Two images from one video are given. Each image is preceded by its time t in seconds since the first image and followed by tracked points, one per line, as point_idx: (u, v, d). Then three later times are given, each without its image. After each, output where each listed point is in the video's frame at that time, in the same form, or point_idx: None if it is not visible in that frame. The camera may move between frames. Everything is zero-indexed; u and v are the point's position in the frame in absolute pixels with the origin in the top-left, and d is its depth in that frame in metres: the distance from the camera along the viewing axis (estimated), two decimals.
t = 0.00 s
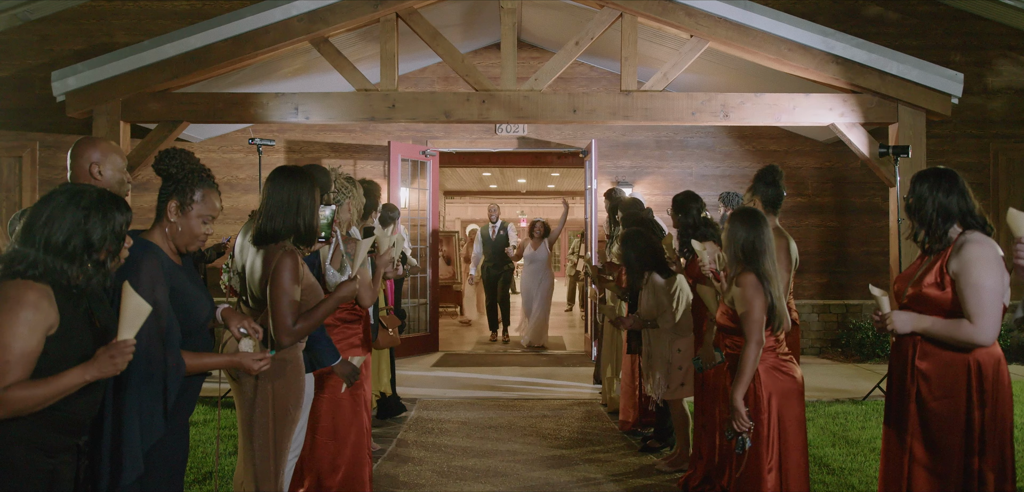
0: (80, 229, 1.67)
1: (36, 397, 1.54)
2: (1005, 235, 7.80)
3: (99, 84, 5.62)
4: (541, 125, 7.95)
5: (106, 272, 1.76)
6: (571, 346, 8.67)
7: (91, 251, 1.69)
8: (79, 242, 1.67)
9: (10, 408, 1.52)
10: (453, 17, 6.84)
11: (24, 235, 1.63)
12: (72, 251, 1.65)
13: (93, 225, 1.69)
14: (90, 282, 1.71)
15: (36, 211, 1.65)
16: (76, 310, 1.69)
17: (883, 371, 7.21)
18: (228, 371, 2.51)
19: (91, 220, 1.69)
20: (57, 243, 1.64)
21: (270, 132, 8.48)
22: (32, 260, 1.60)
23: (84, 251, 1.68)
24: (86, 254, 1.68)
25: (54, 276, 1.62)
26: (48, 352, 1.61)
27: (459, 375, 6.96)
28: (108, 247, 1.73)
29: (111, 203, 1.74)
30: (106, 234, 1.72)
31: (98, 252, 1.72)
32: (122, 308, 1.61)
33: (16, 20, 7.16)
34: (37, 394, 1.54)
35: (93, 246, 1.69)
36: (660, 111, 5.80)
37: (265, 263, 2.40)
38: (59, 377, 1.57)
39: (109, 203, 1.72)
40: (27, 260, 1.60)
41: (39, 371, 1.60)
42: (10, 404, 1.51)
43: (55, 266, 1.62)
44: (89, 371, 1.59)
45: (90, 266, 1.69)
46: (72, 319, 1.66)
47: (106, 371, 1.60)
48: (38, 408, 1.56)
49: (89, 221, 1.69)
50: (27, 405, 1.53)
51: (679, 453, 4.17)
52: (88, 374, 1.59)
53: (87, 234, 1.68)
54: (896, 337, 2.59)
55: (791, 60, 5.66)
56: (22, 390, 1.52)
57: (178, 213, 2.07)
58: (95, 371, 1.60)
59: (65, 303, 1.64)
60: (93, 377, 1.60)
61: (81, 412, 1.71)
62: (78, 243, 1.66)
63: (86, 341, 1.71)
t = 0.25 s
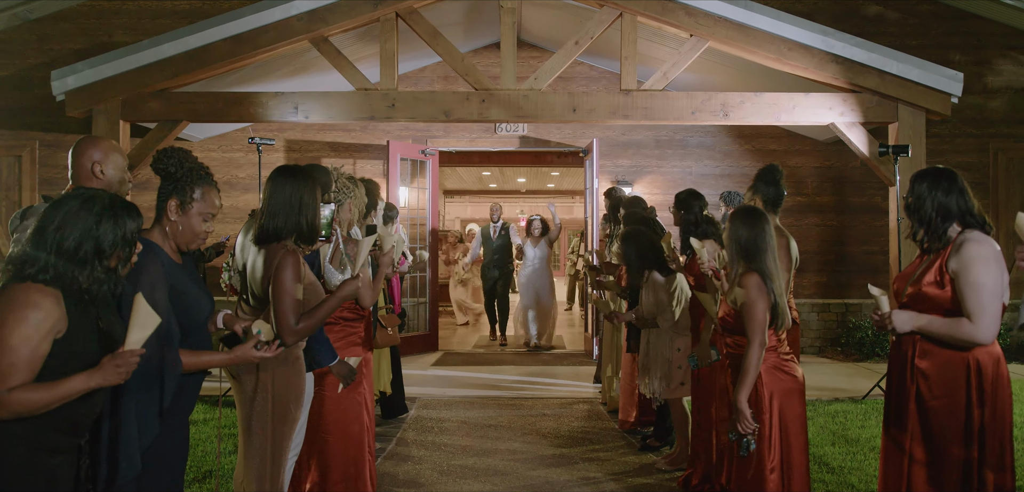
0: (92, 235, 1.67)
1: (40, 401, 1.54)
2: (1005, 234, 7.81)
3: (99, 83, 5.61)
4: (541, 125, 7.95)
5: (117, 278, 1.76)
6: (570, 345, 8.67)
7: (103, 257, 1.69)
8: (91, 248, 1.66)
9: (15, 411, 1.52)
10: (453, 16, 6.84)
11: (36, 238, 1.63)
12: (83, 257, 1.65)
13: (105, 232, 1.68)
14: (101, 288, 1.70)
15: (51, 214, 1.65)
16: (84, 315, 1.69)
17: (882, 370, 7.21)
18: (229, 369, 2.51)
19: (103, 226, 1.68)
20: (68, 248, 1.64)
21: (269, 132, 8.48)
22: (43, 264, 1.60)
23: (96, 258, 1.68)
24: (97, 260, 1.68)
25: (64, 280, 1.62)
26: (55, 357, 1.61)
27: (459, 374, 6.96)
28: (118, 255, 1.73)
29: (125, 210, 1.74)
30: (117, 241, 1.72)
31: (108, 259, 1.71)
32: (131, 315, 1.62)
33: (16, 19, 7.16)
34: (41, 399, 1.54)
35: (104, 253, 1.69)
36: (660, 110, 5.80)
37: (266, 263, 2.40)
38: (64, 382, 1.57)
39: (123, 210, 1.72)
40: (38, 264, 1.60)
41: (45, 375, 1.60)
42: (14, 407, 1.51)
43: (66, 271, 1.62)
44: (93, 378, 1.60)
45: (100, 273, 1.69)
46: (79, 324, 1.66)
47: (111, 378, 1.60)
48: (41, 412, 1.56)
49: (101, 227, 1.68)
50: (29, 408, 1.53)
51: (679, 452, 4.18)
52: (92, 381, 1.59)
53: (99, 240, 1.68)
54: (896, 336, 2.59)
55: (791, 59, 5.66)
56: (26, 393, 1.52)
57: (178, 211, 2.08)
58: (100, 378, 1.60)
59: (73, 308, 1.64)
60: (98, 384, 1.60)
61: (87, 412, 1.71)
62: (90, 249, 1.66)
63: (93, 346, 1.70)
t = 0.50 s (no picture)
0: (94, 231, 1.66)
1: (43, 393, 1.54)
2: (1005, 230, 7.80)
3: (99, 79, 5.61)
4: (541, 121, 7.94)
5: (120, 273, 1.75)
6: (570, 341, 8.68)
7: (104, 253, 1.69)
8: (93, 243, 1.66)
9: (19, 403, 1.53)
10: (453, 12, 6.83)
11: (37, 233, 1.63)
12: (85, 252, 1.65)
13: (106, 226, 1.68)
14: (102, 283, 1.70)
15: (51, 209, 1.65)
16: (86, 310, 1.68)
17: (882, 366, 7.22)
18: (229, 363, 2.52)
19: (103, 221, 1.68)
20: (69, 243, 1.63)
21: (269, 128, 8.47)
22: (45, 258, 1.60)
23: (98, 252, 1.67)
24: (99, 255, 1.68)
25: (66, 274, 1.62)
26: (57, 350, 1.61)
27: (460, 371, 6.96)
28: (121, 250, 1.72)
29: (128, 205, 1.73)
30: (120, 236, 1.71)
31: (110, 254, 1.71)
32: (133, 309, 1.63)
33: (15, 15, 7.15)
34: (44, 391, 1.55)
35: (106, 248, 1.68)
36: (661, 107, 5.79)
37: (268, 259, 2.40)
38: (66, 375, 1.58)
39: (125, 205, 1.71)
40: (40, 259, 1.60)
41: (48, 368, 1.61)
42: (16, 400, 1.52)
43: (68, 266, 1.62)
44: (95, 371, 1.60)
45: (102, 268, 1.69)
46: (82, 317, 1.67)
47: (113, 371, 1.61)
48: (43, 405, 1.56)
49: (103, 222, 1.68)
50: (31, 401, 1.54)
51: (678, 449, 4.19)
52: (94, 374, 1.60)
53: (100, 235, 1.67)
54: (895, 331, 2.59)
55: (791, 55, 5.65)
56: (29, 385, 1.53)
57: (180, 207, 2.09)
58: (102, 371, 1.60)
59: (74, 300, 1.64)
60: (100, 377, 1.60)
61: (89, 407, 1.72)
62: (92, 245, 1.66)
63: (95, 340, 1.70)
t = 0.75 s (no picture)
0: (80, 220, 1.68)
1: (40, 389, 1.54)
2: (1004, 230, 7.81)
3: (98, 81, 5.61)
4: (540, 121, 7.94)
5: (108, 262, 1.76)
6: (569, 342, 8.68)
7: (92, 241, 1.70)
8: (80, 233, 1.67)
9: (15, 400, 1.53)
10: (452, 13, 6.83)
11: (22, 233, 1.63)
12: (73, 243, 1.66)
13: (90, 215, 1.69)
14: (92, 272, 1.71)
15: (34, 206, 1.66)
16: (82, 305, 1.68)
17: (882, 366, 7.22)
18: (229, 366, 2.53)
19: (87, 210, 1.69)
20: (57, 236, 1.64)
21: (268, 129, 8.47)
22: (33, 254, 1.60)
23: (85, 242, 1.68)
24: (87, 244, 1.69)
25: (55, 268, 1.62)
26: (52, 346, 1.61)
27: (460, 372, 6.96)
28: (108, 236, 1.74)
29: (108, 192, 1.74)
30: (105, 224, 1.72)
31: (98, 242, 1.72)
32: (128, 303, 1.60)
33: (14, 17, 7.14)
34: (42, 386, 1.55)
35: (93, 236, 1.70)
36: (659, 107, 5.79)
37: (266, 261, 2.40)
38: (62, 370, 1.58)
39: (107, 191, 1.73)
40: (29, 256, 1.60)
41: (43, 365, 1.60)
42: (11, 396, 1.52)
43: (57, 260, 1.63)
44: (91, 366, 1.60)
45: (90, 257, 1.70)
46: (78, 314, 1.66)
47: (110, 364, 1.61)
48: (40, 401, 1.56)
49: (87, 211, 1.69)
50: (27, 397, 1.54)
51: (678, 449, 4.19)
52: (90, 368, 1.60)
53: (86, 224, 1.69)
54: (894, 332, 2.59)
55: (790, 55, 5.66)
56: (26, 382, 1.53)
57: (185, 212, 2.07)
58: (98, 365, 1.60)
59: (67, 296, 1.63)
60: (96, 371, 1.60)
61: (87, 406, 1.73)
62: (78, 234, 1.67)
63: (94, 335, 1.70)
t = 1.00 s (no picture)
0: (50, 200, 1.75)
1: (34, 379, 1.58)
2: (1003, 232, 7.81)
3: (98, 83, 5.61)
4: (540, 124, 7.95)
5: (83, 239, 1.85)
6: (569, 344, 8.67)
7: (66, 218, 1.78)
8: (53, 211, 1.75)
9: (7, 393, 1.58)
10: (451, 16, 6.84)
11: None
12: (49, 225, 1.74)
13: (58, 192, 1.77)
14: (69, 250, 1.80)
15: None
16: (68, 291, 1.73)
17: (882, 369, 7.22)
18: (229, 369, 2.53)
19: (47, 192, 1.75)
20: (36, 221, 1.72)
21: (268, 132, 8.47)
22: (10, 247, 1.67)
23: (59, 220, 1.76)
24: (63, 222, 1.77)
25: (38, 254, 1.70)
26: (42, 337, 1.66)
27: (459, 374, 6.96)
28: (79, 211, 1.82)
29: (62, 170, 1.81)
30: (71, 200, 1.80)
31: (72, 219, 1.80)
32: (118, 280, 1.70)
33: (14, 20, 7.14)
34: (34, 377, 1.58)
35: (62, 215, 1.77)
36: (659, 110, 5.80)
37: (264, 264, 2.39)
38: (54, 359, 1.61)
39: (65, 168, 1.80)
40: (11, 246, 1.67)
41: (36, 356, 1.65)
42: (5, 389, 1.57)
43: (39, 246, 1.71)
44: (82, 352, 1.62)
45: (67, 233, 1.79)
46: (67, 303, 1.71)
47: (101, 350, 1.64)
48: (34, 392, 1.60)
49: (53, 189, 1.76)
50: (21, 389, 1.58)
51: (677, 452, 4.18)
52: (84, 352, 1.62)
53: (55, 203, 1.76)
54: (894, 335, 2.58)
55: (789, 58, 5.66)
56: (21, 373, 1.57)
57: (190, 214, 2.08)
58: (92, 348, 1.63)
59: (55, 284, 1.69)
60: (89, 355, 1.63)
61: (82, 403, 1.77)
62: (52, 214, 1.75)
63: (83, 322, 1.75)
